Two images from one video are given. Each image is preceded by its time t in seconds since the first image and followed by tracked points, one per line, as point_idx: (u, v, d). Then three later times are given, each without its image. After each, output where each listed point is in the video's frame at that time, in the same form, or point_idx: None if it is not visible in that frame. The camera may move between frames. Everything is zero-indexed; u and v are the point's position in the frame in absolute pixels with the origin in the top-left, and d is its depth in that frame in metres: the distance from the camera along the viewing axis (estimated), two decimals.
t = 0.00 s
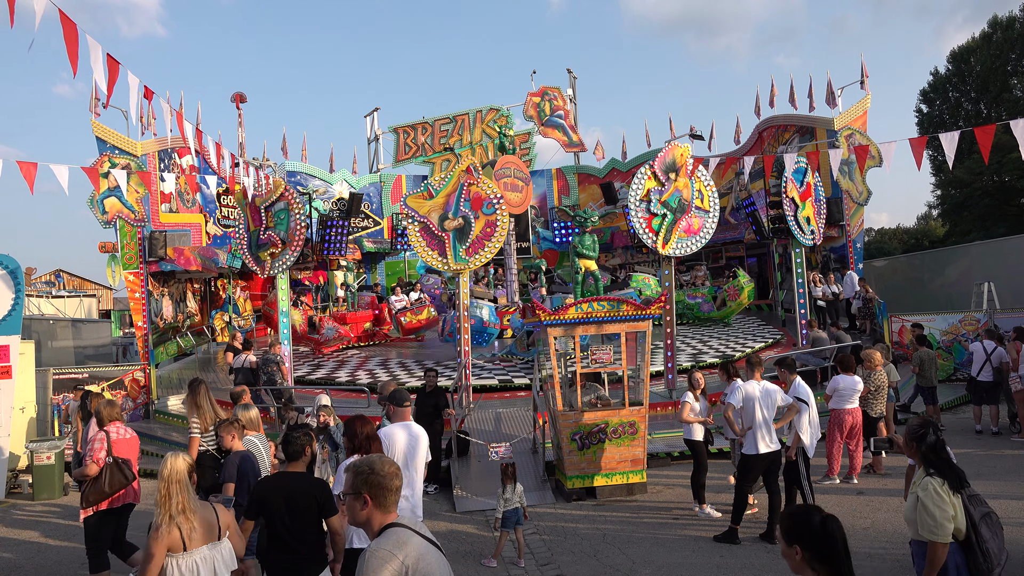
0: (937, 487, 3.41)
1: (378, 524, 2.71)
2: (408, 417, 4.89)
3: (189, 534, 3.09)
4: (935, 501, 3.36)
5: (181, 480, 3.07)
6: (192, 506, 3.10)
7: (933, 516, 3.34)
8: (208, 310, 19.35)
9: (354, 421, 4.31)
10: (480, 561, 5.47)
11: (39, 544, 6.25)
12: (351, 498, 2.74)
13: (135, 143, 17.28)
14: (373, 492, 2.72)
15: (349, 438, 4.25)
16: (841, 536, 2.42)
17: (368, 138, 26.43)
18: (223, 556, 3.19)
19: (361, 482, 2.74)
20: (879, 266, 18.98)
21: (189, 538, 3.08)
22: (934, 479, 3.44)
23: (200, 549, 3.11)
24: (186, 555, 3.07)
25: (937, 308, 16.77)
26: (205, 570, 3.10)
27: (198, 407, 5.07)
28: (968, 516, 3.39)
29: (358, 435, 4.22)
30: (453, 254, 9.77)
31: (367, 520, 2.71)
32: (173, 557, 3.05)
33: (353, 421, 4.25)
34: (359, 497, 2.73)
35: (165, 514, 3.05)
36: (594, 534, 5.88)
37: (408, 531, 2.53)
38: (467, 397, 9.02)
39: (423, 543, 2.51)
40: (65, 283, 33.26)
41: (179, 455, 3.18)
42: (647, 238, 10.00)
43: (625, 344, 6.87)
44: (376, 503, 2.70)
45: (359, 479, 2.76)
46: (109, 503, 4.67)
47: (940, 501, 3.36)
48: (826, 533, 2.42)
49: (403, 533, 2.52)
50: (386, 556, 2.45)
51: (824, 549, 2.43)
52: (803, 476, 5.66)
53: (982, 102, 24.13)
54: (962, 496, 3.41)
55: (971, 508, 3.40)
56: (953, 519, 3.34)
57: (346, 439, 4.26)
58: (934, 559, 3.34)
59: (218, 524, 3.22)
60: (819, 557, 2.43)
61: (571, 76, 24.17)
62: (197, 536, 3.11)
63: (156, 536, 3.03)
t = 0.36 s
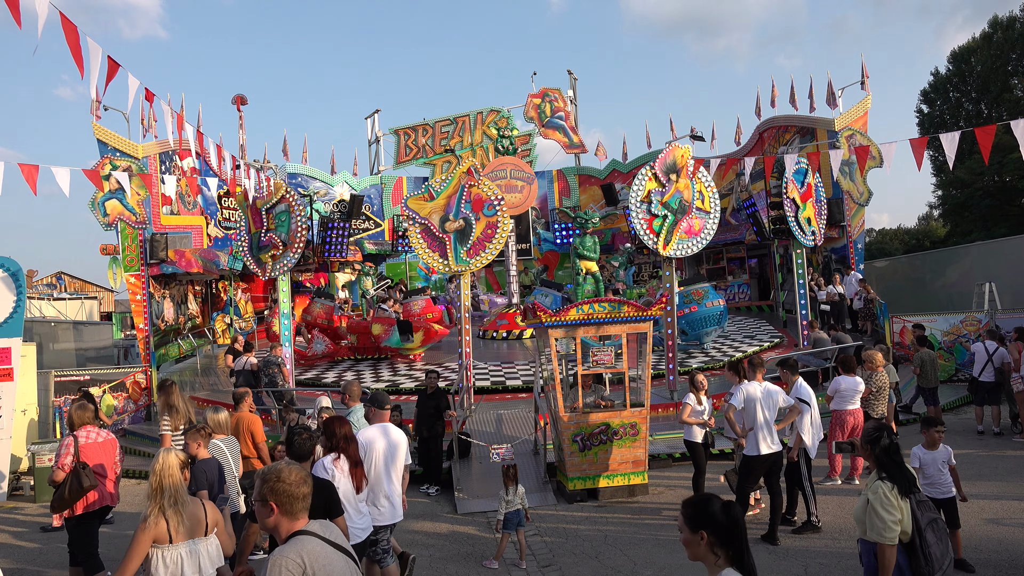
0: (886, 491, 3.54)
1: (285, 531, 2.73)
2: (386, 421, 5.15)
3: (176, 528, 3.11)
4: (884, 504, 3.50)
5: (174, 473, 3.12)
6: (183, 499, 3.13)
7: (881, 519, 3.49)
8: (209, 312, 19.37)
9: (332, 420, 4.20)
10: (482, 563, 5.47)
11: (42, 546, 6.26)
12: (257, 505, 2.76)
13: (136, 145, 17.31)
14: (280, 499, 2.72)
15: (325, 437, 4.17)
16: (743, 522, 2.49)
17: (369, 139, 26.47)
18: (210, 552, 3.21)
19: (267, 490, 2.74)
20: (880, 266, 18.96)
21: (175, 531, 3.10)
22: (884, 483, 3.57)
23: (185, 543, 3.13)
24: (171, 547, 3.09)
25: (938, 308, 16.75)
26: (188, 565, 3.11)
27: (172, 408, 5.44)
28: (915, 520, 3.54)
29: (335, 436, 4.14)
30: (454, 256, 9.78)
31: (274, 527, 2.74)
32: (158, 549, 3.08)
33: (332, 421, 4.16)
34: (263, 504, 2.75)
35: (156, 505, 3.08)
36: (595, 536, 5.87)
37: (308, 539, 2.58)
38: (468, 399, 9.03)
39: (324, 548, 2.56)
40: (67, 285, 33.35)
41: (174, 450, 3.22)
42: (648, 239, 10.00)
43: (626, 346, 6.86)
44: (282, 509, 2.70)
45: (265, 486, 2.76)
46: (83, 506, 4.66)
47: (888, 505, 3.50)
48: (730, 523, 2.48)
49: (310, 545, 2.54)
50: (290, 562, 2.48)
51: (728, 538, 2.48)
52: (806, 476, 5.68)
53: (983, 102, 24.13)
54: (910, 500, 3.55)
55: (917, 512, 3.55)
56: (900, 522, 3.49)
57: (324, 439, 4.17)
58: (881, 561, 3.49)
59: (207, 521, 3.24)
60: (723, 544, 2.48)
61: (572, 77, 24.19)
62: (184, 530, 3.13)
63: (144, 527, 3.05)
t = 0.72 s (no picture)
0: (846, 487, 3.57)
1: (207, 525, 2.74)
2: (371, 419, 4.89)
3: (150, 529, 3.11)
4: (839, 500, 3.53)
5: (147, 476, 3.16)
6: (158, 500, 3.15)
7: (835, 513, 3.52)
8: (211, 313, 19.38)
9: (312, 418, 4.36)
10: (484, 563, 5.47)
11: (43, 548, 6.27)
12: (181, 499, 2.77)
13: (137, 147, 17.36)
14: (202, 493, 2.73)
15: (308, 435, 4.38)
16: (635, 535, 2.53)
17: (370, 141, 26.51)
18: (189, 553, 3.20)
19: (191, 484, 2.75)
20: (882, 266, 18.95)
21: (150, 532, 3.11)
22: (845, 480, 3.60)
23: (160, 544, 3.13)
24: (146, 548, 3.08)
25: (940, 308, 16.73)
26: (165, 566, 3.10)
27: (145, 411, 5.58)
28: (874, 516, 3.54)
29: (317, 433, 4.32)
30: (456, 257, 9.78)
31: (196, 520, 2.75)
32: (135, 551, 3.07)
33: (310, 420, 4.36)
34: (188, 498, 2.75)
35: (130, 507, 3.09)
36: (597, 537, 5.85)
37: (221, 536, 2.51)
38: (469, 399, 9.03)
39: (240, 544, 2.50)
40: (68, 286, 33.43)
41: (148, 454, 3.27)
42: (649, 239, 10.00)
43: (627, 346, 6.83)
44: (202, 504, 2.71)
45: (188, 481, 2.78)
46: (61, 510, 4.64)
47: (844, 501, 3.53)
48: (625, 535, 2.52)
49: (221, 539, 2.48)
50: (203, 559, 2.41)
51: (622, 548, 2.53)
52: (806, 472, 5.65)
53: (984, 102, 24.11)
54: (871, 496, 3.56)
55: (877, 508, 3.55)
56: (856, 518, 3.51)
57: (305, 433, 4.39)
58: (831, 554, 3.55)
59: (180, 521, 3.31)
60: (617, 554, 2.52)
61: (573, 78, 24.21)
62: (159, 531, 3.14)
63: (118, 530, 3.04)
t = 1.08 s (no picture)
0: (818, 488, 3.64)
1: (132, 528, 2.72)
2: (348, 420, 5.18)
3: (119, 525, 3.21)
4: (813, 501, 3.60)
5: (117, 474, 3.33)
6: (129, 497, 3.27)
7: (811, 514, 3.57)
8: (212, 312, 19.38)
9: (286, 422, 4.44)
10: (485, 563, 5.47)
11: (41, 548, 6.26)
12: (109, 502, 2.76)
13: (138, 146, 17.37)
14: (129, 496, 2.73)
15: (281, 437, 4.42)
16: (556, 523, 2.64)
17: (371, 140, 26.52)
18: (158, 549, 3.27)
19: (119, 488, 2.75)
20: (884, 265, 18.93)
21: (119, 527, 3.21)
22: (816, 480, 3.67)
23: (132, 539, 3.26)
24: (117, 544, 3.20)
25: (942, 308, 16.71)
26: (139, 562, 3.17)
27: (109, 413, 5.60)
28: (846, 515, 3.60)
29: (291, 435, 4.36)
30: (457, 256, 9.79)
31: (122, 524, 2.73)
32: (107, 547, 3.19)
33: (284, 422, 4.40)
34: (116, 502, 2.74)
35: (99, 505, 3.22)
36: (598, 537, 5.84)
37: (144, 539, 2.59)
38: (470, 398, 9.04)
39: (163, 548, 2.59)
40: (69, 285, 33.46)
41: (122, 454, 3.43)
42: (651, 239, 10.00)
43: (628, 346, 6.83)
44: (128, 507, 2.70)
45: (117, 484, 2.78)
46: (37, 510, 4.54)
47: (818, 501, 3.58)
48: (543, 520, 2.62)
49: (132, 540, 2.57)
50: (116, 560, 2.49)
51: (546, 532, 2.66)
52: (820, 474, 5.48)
53: (986, 101, 24.08)
54: (842, 496, 3.63)
55: (849, 508, 3.61)
56: (830, 518, 3.57)
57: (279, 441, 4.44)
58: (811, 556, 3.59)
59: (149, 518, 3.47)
60: (537, 540, 2.63)
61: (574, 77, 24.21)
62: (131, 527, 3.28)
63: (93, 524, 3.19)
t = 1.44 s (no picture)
0: (779, 484, 3.61)
1: (59, 516, 3.11)
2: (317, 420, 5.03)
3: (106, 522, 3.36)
4: (776, 496, 3.57)
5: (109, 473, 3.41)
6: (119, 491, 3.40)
7: (773, 509, 3.56)
8: (212, 313, 19.37)
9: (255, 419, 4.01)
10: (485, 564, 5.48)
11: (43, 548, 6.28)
12: (38, 493, 3.12)
13: (139, 147, 17.40)
14: (56, 487, 3.08)
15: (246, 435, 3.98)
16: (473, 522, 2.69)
17: (372, 141, 26.54)
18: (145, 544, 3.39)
19: (46, 480, 3.08)
20: (884, 267, 18.93)
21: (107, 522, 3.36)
22: (777, 476, 3.64)
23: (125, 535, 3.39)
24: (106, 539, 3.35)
25: (942, 310, 16.69)
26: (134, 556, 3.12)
27: (77, 415, 5.62)
28: (805, 510, 3.59)
29: (256, 435, 3.94)
30: (458, 257, 9.80)
31: (52, 511, 3.12)
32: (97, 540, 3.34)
33: (252, 420, 3.96)
34: (43, 492, 3.10)
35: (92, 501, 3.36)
36: (598, 538, 5.85)
37: (66, 526, 2.88)
38: (470, 400, 9.05)
39: (81, 530, 2.88)
40: (70, 286, 33.47)
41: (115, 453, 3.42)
42: (651, 240, 10.00)
43: (628, 347, 6.83)
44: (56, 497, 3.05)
45: (44, 476, 3.10)
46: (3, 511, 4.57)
47: (779, 496, 3.57)
48: (459, 516, 2.68)
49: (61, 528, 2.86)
50: (43, 551, 2.75)
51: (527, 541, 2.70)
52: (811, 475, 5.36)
53: (987, 103, 24.08)
54: (802, 492, 3.61)
55: (808, 503, 3.59)
56: (790, 513, 3.56)
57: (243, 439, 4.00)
58: (771, 549, 3.57)
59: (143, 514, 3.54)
60: (451, 536, 2.68)
61: (574, 79, 24.23)
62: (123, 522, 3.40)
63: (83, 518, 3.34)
